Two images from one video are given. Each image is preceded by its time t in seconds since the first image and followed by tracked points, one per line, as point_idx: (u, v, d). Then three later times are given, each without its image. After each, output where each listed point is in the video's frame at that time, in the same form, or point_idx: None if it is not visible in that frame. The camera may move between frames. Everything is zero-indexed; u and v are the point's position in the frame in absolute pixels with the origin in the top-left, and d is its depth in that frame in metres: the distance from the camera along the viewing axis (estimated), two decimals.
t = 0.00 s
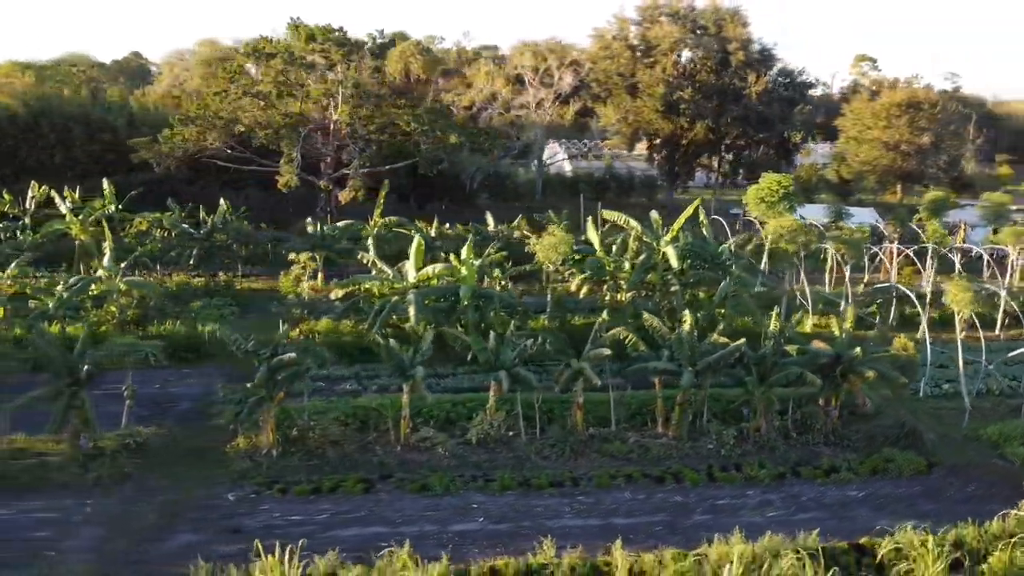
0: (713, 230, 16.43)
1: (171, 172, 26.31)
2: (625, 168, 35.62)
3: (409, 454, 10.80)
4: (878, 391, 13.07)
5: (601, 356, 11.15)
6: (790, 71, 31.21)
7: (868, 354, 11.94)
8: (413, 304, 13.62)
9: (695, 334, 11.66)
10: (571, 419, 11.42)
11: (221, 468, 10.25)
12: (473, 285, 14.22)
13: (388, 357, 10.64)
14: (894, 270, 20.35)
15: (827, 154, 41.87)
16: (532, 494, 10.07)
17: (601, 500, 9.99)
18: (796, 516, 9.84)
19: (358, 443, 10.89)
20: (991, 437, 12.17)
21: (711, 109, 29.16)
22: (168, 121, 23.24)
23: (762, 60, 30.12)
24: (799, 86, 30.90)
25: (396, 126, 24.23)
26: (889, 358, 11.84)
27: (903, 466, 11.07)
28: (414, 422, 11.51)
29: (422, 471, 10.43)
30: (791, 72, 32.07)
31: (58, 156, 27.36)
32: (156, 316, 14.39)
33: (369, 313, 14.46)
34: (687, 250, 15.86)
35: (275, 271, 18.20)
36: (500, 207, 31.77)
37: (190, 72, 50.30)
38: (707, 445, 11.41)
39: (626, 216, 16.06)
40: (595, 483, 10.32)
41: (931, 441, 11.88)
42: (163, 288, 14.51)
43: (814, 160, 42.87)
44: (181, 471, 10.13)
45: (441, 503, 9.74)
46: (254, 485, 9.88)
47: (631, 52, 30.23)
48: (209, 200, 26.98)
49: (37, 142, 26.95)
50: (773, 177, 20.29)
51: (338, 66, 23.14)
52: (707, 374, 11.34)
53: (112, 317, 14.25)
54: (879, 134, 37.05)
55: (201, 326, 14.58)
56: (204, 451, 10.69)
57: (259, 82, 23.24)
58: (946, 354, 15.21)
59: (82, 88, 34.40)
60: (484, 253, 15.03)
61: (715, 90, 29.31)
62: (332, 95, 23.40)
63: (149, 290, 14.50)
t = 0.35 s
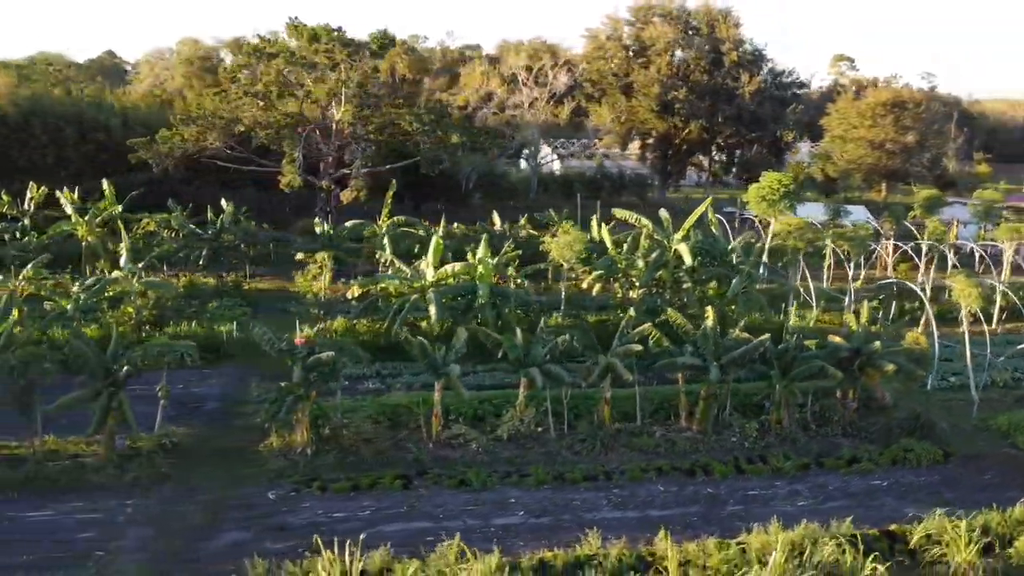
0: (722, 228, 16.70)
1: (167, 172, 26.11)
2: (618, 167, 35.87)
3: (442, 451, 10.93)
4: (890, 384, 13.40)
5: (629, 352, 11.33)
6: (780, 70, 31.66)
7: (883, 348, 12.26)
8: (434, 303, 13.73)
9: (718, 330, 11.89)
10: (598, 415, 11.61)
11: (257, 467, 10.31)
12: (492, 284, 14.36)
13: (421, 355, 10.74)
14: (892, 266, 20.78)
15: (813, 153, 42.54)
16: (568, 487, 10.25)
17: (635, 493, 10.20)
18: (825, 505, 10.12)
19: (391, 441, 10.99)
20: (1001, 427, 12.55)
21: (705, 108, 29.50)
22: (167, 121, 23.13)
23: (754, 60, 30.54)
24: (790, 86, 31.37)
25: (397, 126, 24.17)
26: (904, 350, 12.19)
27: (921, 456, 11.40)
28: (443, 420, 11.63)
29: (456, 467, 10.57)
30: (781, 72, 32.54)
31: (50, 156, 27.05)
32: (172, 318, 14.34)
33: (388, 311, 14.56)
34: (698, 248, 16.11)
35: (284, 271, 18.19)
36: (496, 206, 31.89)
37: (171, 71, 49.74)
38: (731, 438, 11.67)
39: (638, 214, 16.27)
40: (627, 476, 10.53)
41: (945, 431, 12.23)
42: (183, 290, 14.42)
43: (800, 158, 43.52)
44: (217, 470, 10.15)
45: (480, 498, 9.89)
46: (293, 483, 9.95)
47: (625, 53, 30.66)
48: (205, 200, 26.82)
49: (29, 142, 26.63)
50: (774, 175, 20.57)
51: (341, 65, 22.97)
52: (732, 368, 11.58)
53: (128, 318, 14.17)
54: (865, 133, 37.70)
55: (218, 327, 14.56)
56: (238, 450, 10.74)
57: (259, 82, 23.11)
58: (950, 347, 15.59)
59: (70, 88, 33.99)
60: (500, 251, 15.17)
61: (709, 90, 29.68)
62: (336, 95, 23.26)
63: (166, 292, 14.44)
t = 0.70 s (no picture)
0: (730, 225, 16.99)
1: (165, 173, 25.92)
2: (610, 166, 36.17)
3: (475, 446, 11.08)
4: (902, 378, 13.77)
5: (655, 349, 11.55)
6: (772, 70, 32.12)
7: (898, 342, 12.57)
8: (455, 301, 13.88)
9: (740, 326, 12.16)
10: (625, 410, 11.81)
11: (296, 465, 10.37)
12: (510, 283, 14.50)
13: (454, 353, 10.86)
14: (890, 263, 21.19)
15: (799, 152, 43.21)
16: (602, 481, 10.45)
17: (669, 485, 10.43)
18: (852, 494, 10.42)
19: (424, 437, 11.11)
20: (1011, 416, 12.94)
21: (699, 108, 29.88)
22: (166, 122, 22.98)
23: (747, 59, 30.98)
24: (781, 85, 31.85)
25: (400, 125, 24.19)
26: (919, 343, 12.53)
27: (938, 446, 11.76)
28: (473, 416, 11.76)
29: (491, 463, 10.72)
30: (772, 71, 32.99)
31: (44, 157, 26.71)
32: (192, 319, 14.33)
33: (407, 310, 14.66)
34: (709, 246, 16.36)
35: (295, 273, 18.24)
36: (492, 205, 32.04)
37: (152, 71, 49.17)
38: (754, 431, 11.94)
39: (649, 213, 16.51)
40: (658, 469, 10.75)
41: (957, 422, 12.59)
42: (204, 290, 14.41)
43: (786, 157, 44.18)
44: (255, 469, 10.20)
45: (519, 492, 10.06)
46: (332, 480, 10.02)
47: (619, 53, 30.91)
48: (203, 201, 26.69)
49: (22, 143, 26.29)
50: (774, 173, 20.90)
51: (345, 65, 22.85)
52: (755, 363, 11.84)
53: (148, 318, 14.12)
54: (851, 132, 38.35)
55: (237, 328, 14.56)
56: (272, 450, 10.80)
57: (261, 82, 23.00)
58: (954, 341, 15.99)
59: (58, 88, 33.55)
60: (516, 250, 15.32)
61: (702, 90, 29.98)
62: (340, 94, 23.18)
63: (185, 292, 14.41)
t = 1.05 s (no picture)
0: (740, 223, 17.32)
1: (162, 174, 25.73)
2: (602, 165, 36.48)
3: (511, 442, 11.26)
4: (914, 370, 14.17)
5: (686, 345, 11.81)
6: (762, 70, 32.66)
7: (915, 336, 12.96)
8: (480, 300, 14.03)
9: (765, 322, 12.46)
10: (655, 404, 12.07)
11: (339, 463, 10.49)
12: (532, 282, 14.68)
13: (494, 351, 11.01)
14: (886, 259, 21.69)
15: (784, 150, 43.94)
16: (640, 474, 10.69)
17: (704, 477, 10.70)
18: (881, 483, 10.78)
19: (462, 433, 11.27)
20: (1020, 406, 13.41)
21: (693, 107, 30.32)
22: (168, 122, 22.83)
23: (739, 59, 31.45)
24: (772, 84, 32.41)
25: (403, 125, 24.24)
26: (934, 336, 12.94)
27: (955, 436, 12.17)
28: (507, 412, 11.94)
29: (530, 458, 10.91)
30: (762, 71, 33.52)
31: (37, 159, 26.39)
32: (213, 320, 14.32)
33: (429, 310, 14.81)
34: (721, 243, 16.68)
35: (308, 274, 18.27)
36: (487, 204, 32.21)
37: (133, 70, 48.54)
38: (779, 424, 12.25)
39: (662, 211, 16.77)
40: (693, 462, 11.02)
41: (971, 411, 13.03)
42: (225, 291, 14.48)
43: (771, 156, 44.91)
44: (300, 468, 10.32)
45: (561, 486, 10.26)
46: (378, 477, 10.16)
47: (614, 54, 31.23)
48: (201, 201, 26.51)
49: (15, 144, 25.94)
50: (776, 172, 21.32)
51: (351, 67, 22.77)
52: (780, 357, 12.15)
53: (171, 319, 14.07)
54: (835, 131, 39.03)
55: (259, 328, 14.58)
56: (312, 448, 10.89)
57: (264, 83, 22.86)
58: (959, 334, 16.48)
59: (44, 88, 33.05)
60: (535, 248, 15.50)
61: (696, 90, 30.73)
62: (344, 95, 23.13)
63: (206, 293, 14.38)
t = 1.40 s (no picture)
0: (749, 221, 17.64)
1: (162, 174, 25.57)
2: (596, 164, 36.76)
3: (544, 438, 11.45)
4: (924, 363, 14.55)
5: (712, 341, 12.07)
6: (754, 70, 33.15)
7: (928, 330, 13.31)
8: (502, 298, 14.19)
9: (787, 318, 12.75)
10: (682, 399, 12.32)
11: (379, 461, 10.61)
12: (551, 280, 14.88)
13: (528, 349, 11.18)
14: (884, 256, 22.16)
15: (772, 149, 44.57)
16: (674, 467, 10.92)
17: (736, 469, 10.96)
18: (905, 473, 11.12)
19: (496, 430, 11.42)
20: None
21: (688, 107, 30.73)
22: (170, 123, 22.72)
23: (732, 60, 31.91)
24: (764, 84, 32.90)
25: (406, 125, 24.30)
26: (946, 329, 13.32)
27: (970, 427, 12.54)
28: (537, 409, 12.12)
29: (565, 453, 11.10)
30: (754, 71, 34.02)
31: (33, 159, 26.09)
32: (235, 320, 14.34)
33: (450, 309, 14.94)
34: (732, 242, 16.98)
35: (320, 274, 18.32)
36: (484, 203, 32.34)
37: (115, 70, 48.02)
38: (800, 417, 12.54)
39: (674, 210, 17.02)
40: (722, 454, 11.28)
41: (981, 402, 13.43)
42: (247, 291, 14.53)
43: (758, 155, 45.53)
44: (340, 466, 10.43)
45: (599, 479, 10.47)
46: (419, 474, 10.29)
47: (609, 54, 31.54)
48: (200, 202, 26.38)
49: (10, 145, 25.62)
50: (777, 171, 21.70)
51: (355, 67, 22.77)
52: (802, 352, 12.45)
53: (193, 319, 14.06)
54: (823, 131, 39.70)
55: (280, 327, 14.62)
56: (349, 447, 11.00)
57: (267, 84, 22.79)
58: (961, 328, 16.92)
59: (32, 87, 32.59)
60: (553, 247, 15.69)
61: (692, 89, 31.04)
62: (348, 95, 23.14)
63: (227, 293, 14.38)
